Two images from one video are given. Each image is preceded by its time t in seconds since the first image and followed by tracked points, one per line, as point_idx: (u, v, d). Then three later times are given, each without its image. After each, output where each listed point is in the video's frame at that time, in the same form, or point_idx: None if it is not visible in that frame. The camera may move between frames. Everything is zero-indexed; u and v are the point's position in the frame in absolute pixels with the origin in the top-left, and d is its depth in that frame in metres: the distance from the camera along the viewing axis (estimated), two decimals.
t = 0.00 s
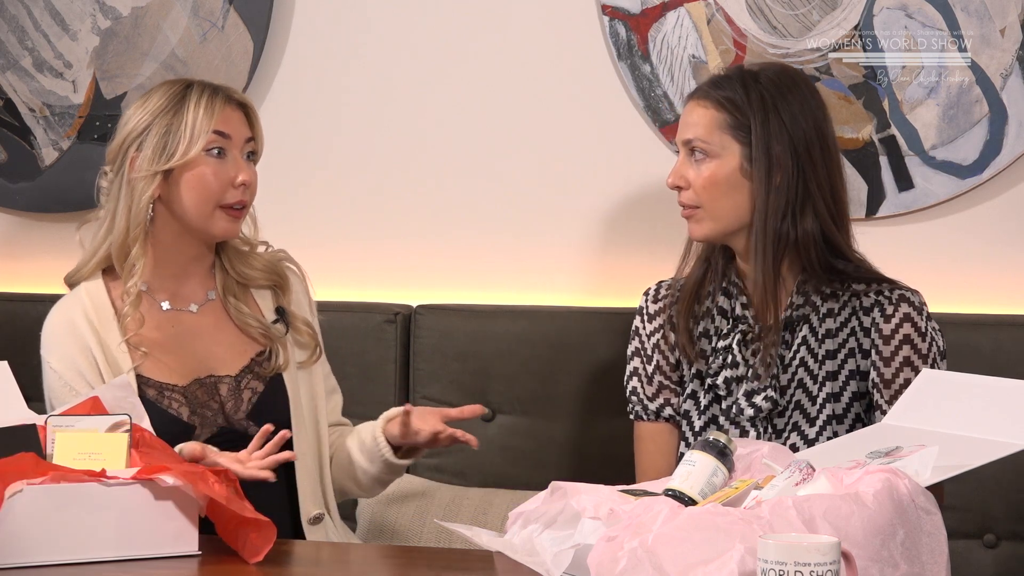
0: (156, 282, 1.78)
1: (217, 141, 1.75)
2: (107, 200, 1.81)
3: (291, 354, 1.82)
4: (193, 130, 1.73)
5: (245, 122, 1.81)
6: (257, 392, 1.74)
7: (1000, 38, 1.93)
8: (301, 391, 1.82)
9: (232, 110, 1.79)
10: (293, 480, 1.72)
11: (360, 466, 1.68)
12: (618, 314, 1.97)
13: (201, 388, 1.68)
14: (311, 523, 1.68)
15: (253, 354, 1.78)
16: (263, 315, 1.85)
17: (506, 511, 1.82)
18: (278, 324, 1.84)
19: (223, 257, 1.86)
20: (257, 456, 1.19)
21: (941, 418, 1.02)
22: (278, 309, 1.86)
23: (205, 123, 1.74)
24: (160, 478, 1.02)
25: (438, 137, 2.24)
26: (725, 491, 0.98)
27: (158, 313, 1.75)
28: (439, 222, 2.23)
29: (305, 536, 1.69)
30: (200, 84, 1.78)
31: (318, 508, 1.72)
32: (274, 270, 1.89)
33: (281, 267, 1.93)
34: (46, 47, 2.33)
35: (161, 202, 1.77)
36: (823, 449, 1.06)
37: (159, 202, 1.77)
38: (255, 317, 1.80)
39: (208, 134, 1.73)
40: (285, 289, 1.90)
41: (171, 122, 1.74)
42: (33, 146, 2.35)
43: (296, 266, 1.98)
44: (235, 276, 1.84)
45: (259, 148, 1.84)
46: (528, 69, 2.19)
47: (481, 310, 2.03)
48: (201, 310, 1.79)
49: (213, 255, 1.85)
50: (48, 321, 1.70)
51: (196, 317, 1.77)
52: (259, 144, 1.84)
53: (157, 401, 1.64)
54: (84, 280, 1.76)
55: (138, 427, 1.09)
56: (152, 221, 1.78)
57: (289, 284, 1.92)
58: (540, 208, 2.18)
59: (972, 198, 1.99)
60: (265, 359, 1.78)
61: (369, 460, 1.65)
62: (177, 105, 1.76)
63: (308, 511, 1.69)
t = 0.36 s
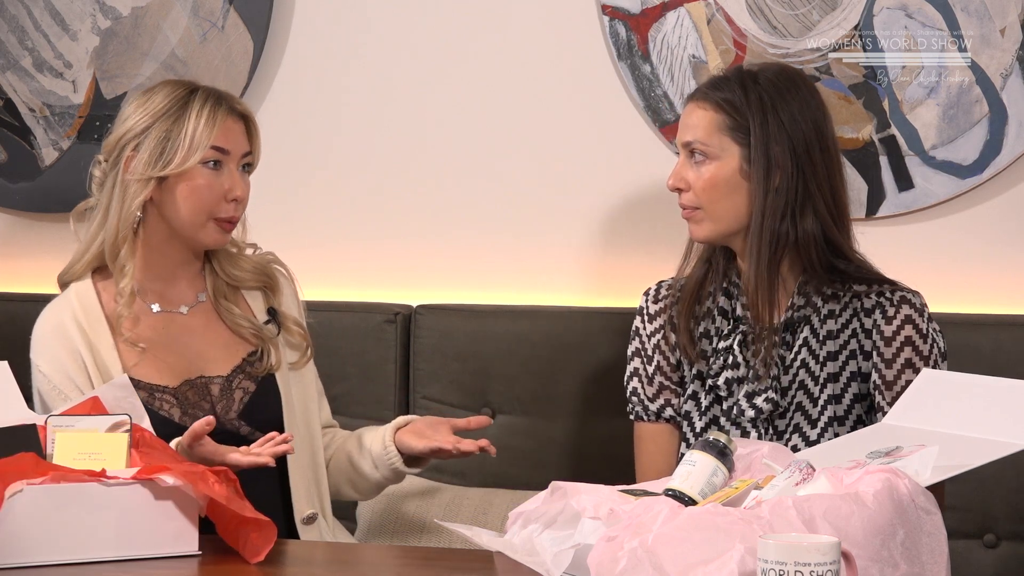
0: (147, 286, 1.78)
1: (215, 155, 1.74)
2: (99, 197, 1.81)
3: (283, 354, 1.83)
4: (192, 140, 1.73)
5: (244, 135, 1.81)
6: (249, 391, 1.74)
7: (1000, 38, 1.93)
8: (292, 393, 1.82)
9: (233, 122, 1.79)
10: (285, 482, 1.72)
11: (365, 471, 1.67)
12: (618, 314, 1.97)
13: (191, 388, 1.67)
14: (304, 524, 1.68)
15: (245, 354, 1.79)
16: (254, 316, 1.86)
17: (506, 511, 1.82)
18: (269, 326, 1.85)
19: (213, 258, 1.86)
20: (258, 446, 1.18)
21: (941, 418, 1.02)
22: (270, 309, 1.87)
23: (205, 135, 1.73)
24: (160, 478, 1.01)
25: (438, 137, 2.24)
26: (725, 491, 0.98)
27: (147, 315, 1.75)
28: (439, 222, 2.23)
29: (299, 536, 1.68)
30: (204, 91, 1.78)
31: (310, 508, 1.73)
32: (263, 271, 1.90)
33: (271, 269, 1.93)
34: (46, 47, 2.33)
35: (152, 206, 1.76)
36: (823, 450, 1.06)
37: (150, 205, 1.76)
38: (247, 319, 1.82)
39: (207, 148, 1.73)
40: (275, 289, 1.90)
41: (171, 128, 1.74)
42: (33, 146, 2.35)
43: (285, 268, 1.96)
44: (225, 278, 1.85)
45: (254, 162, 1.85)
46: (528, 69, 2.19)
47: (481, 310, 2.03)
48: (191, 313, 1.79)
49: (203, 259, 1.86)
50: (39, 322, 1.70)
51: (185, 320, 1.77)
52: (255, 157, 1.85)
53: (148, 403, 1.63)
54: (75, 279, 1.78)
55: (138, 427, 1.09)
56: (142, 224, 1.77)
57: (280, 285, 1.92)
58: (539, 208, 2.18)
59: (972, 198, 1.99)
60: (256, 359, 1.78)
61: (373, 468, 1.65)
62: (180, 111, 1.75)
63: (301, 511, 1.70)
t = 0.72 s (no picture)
0: (144, 286, 1.78)
1: (216, 160, 1.74)
2: (99, 195, 1.81)
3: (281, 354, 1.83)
4: (195, 143, 1.73)
5: (245, 140, 1.81)
6: (247, 391, 1.73)
7: (1000, 38, 1.93)
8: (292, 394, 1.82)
9: (235, 127, 1.79)
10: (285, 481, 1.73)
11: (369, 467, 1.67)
12: (618, 313, 1.97)
13: (188, 388, 1.67)
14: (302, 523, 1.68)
15: (243, 354, 1.79)
16: (253, 316, 1.86)
17: (506, 511, 1.82)
18: (267, 326, 1.84)
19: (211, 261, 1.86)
20: (258, 451, 1.19)
21: (941, 418, 1.02)
22: (268, 309, 1.87)
23: (208, 141, 1.73)
24: (160, 478, 1.01)
25: (437, 137, 2.24)
26: (725, 491, 0.98)
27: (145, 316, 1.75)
28: (439, 222, 2.23)
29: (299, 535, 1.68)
30: (209, 95, 1.78)
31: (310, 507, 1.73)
32: (261, 271, 1.90)
33: (269, 270, 1.93)
34: (46, 47, 2.33)
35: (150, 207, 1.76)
36: (823, 449, 1.06)
37: (149, 206, 1.76)
38: (245, 319, 1.81)
39: (208, 153, 1.73)
40: (273, 289, 1.90)
41: (173, 131, 1.73)
42: (33, 146, 2.35)
43: (283, 269, 1.97)
44: (223, 278, 1.85)
45: (253, 166, 1.85)
46: (528, 69, 2.19)
47: (480, 310, 2.03)
48: (189, 313, 1.79)
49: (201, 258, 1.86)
50: (38, 322, 1.71)
51: (183, 321, 1.78)
52: (255, 162, 1.85)
53: (147, 404, 1.63)
54: (74, 279, 1.79)
55: (138, 427, 1.09)
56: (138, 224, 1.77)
57: (278, 285, 1.92)
58: (539, 207, 2.18)
59: (971, 198, 1.99)
60: (254, 358, 1.78)
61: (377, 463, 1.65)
62: (183, 114, 1.75)
63: (300, 511, 1.70)
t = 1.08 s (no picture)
0: (146, 284, 1.78)
1: (215, 156, 1.75)
2: (101, 194, 1.81)
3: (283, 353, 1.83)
4: (193, 140, 1.73)
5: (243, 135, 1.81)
6: (249, 390, 1.74)
7: (1000, 38, 1.93)
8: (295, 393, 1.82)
9: (233, 124, 1.79)
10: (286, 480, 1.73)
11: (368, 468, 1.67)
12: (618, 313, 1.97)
13: (190, 387, 1.67)
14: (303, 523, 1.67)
15: (245, 353, 1.79)
16: (255, 314, 1.85)
17: (506, 511, 1.82)
18: (270, 325, 1.84)
19: (212, 259, 1.86)
20: (256, 449, 1.19)
21: (942, 418, 1.02)
22: (270, 309, 1.87)
23: (205, 137, 1.73)
24: (160, 478, 1.01)
25: (437, 137, 2.24)
26: (725, 491, 0.98)
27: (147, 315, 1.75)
28: (439, 222, 2.23)
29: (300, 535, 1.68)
30: (205, 90, 1.78)
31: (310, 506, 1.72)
32: (263, 270, 1.89)
33: (272, 269, 1.93)
34: (46, 47, 2.33)
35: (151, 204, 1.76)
36: (823, 449, 1.06)
37: (149, 204, 1.76)
38: (248, 318, 1.81)
39: (207, 149, 1.73)
40: (275, 288, 1.90)
41: (171, 128, 1.73)
42: (33, 146, 2.35)
43: (285, 268, 1.96)
44: (225, 277, 1.85)
45: (253, 161, 1.85)
46: (528, 69, 2.19)
47: (480, 310, 2.03)
48: (191, 312, 1.79)
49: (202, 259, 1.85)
50: (40, 323, 1.71)
51: (186, 320, 1.78)
52: (254, 156, 1.85)
53: (147, 403, 1.63)
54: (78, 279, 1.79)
55: (138, 427, 1.08)
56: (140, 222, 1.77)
57: (279, 284, 1.92)
58: (539, 207, 2.18)
59: (971, 198, 1.99)
60: (256, 358, 1.78)
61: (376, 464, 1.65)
62: (180, 111, 1.75)
63: (301, 510, 1.69)
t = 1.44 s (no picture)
0: (149, 282, 1.78)
1: (215, 151, 1.74)
2: (104, 195, 1.81)
3: (287, 351, 1.83)
4: (192, 136, 1.73)
5: (244, 130, 1.81)
6: (252, 388, 1.74)
7: (1000, 38, 1.93)
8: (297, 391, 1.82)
9: (233, 119, 1.79)
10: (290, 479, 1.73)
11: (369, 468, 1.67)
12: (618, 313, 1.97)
13: (193, 385, 1.67)
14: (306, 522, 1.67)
15: (249, 351, 1.79)
16: (259, 312, 1.85)
17: (506, 511, 1.82)
18: (273, 324, 1.85)
19: (216, 258, 1.86)
20: (259, 441, 1.18)
21: (941, 418, 1.02)
22: (274, 307, 1.87)
23: (205, 131, 1.73)
24: (160, 478, 1.01)
25: (437, 136, 2.24)
26: (725, 491, 0.98)
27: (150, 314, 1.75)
28: (439, 222, 2.23)
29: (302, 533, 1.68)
30: (203, 87, 1.78)
31: (313, 505, 1.72)
32: (267, 269, 1.89)
33: (276, 267, 1.93)
34: (46, 47, 2.33)
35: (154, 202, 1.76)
36: (822, 449, 1.06)
37: (151, 203, 1.76)
38: (252, 316, 1.82)
39: (207, 143, 1.73)
40: (279, 287, 1.90)
41: (170, 125, 1.74)
42: (33, 146, 2.35)
43: (289, 267, 1.96)
44: (228, 275, 1.85)
45: (254, 158, 1.84)
46: (528, 69, 2.19)
47: (481, 310, 2.03)
48: (194, 311, 1.79)
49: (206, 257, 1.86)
50: (42, 323, 1.71)
51: (189, 318, 1.77)
52: (255, 151, 1.84)
53: (149, 401, 1.63)
54: (81, 280, 1.79)
55: (138, 427, 1.09)
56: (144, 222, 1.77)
57: (283, 283, 1.92)
58: (539, 207, 2.18)
59: (971, 198, 1.99)
60: (260, 356, 1.78)
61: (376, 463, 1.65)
62: (178, 108, 1.75)
63: (304, 508, 1.69)
